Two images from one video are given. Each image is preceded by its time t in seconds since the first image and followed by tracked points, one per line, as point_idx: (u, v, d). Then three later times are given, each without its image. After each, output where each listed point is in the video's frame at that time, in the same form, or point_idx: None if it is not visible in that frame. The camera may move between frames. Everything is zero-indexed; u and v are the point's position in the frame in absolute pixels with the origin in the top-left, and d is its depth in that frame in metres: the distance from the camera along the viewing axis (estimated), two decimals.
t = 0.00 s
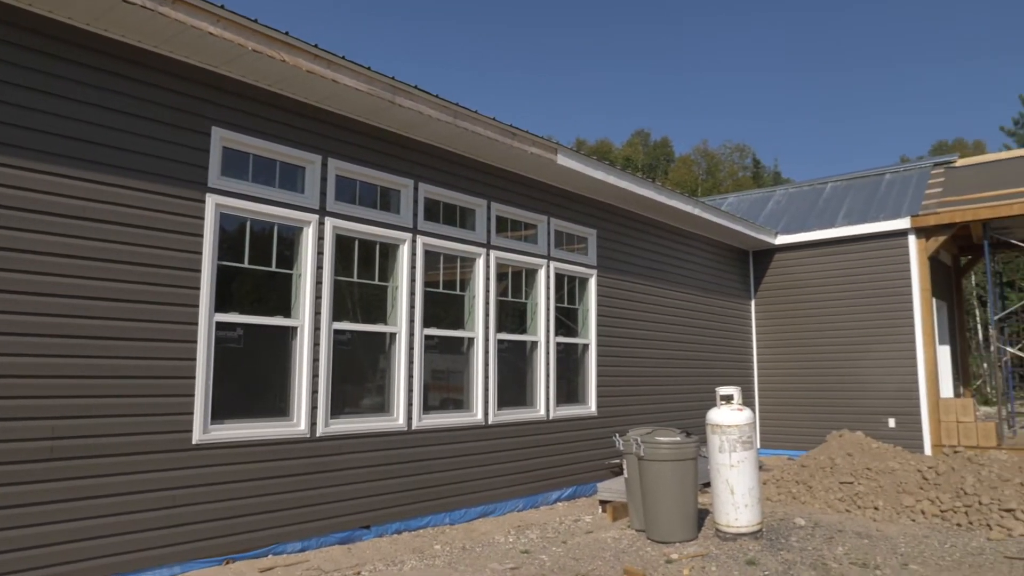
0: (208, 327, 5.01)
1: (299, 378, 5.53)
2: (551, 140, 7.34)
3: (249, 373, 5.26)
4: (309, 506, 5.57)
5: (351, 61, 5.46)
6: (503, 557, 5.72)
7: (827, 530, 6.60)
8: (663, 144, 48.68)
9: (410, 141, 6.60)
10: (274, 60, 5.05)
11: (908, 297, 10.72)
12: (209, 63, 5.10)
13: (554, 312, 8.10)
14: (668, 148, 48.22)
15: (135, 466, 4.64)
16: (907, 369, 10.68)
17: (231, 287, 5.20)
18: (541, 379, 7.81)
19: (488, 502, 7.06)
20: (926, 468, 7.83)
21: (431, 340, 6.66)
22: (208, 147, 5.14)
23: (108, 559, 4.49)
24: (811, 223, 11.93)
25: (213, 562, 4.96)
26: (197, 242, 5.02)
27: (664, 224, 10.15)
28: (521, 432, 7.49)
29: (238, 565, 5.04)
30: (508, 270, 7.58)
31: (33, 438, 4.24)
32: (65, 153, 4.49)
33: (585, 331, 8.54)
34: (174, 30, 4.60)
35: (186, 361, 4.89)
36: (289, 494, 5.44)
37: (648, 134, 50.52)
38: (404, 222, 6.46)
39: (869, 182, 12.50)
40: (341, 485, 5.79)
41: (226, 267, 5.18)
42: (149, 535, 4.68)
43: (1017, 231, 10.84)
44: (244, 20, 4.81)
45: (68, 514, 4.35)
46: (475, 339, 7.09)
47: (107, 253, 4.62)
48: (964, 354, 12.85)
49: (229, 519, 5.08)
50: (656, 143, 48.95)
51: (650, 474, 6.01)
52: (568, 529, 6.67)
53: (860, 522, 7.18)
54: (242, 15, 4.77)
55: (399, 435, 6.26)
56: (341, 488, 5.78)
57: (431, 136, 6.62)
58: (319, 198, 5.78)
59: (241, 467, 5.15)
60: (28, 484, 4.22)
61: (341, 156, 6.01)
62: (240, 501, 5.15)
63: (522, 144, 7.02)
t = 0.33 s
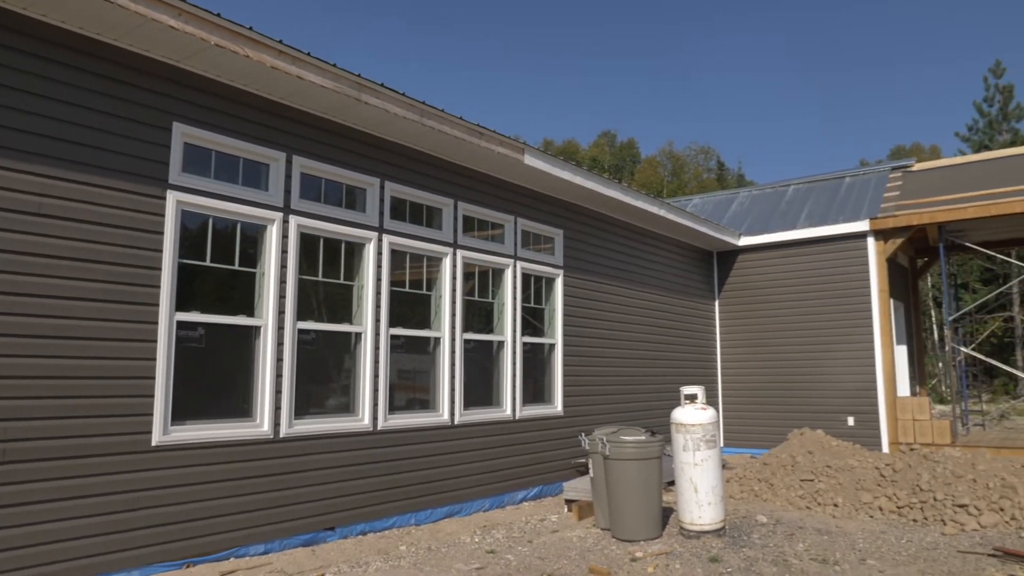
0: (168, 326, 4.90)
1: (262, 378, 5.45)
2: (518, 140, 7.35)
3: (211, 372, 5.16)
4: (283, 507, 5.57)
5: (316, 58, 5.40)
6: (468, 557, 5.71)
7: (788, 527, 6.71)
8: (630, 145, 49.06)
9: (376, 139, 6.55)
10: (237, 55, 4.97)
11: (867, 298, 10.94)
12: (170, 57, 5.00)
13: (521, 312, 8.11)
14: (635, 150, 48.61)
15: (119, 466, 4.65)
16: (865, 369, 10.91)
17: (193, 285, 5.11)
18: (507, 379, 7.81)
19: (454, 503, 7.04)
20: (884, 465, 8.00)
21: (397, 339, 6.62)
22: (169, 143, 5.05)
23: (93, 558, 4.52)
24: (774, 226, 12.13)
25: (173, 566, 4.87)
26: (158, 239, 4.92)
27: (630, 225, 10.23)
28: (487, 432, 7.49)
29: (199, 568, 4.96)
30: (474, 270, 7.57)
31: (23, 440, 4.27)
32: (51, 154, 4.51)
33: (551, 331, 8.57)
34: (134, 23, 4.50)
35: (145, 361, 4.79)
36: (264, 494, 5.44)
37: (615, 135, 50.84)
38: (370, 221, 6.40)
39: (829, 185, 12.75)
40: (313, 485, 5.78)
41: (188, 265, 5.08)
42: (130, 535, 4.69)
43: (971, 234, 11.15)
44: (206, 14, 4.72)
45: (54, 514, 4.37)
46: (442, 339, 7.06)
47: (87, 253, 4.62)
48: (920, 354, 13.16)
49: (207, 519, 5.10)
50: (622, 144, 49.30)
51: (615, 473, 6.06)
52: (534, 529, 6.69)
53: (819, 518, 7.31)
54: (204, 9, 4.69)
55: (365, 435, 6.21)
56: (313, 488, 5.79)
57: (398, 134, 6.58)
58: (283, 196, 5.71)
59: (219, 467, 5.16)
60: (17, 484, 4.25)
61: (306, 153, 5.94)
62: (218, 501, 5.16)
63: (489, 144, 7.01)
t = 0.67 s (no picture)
0: (128, 325, 4.81)
1: (226, 378, 5.37)
2: (486, 140, 7.35)
3: (174, 372, 5.07)
4: (252, 507, 5.52)
5: (282, 54, 5.33)
6: (436, 557, 5.69)
7: (751, 524, 6.80)
8: (598, 146, 49.34)
9: (343, 137, 6.50)
10: (202, 51, 4.89)
11: (829, 298, 11.15)
12: (133, 51, 4.91)
13: (488, 312, 8.10)
14: (603, 151, 48.90)
15: (100, 466, 4.64)
16: (827, 368, 11.11)
17: (155, 283, 5.01)
18: (475, 379, 7.80)
19: (421, 503, 7.01)
20: (844, 463, 8.16)
21: (363, 339, 6.57)
22: (131, 139, 4.95)
23: (69, 560, 4.49)
24: (739, 227, 12.30)
25: (134, 570, 4.78)
26: (120, 237, 4.82)
27: (598, 225, 10.29)
28: (455, 432, 7.47)
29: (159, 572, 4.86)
30: (442, 270, 7.55)
31: None
32: (39, 155, 4.53)
33: (519, 330, 8.58)
34: (96, 16, 4.41)
35: (105, 361, 4.69)
36: (241, 494, 5.45)
37: (583, 136, 51.09)
38: (336, 220, 6.35)
39: (793, 188, 12.96)
40: (287, 485, 5.78)
41: (150, 263, 4.99)
42: (112, 534, 4.70)
43: (929, 237, 11.41)
44: (169, 8, 4.64)
45: (37, 515, 4.36)
46: (409, 339, 7.03)
47: (64, 253, 4.58)
48: (880, 354, 13.45)
49: (186, 519, 5.10)
50: (591, 145, 49.56)
51: (582, 472, 6.09)
52: (501, 528, 6.69)
53: (782, 515, 7.43)
54: (167, 2, 4.61)
55: (331, 436, 6.15)
56: (287, 487, 5.78)
57: (365, 132, 6.53)
58: (248, 194, 5.63)
59: (199, 467, 5.18)
60: (1, 485, 4.24)
61: (271, 151, 5.87)
62: (196, 500, 5.16)
63: (457, 143, 7.00)
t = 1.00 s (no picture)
0: (91, 324, 4.71)
1: (193, 379, 5.29)
2: (457, 139, 7.33)
3: (138, 373, 4.98)
4: (220, 509, 5.45)
5: (250, 50, 5.26)
6: (405, 558, 5.67)
7: (719, 522, 6.87)
8: (570, 147, 49.51)
9: (312, 134, 6.43)
10: (168, 45, 4.81)
11: (795, 299, 11.32)
12: (96, 45, 4.80)
13: (459, 311, 8.08)
14: (574, 151, 49.09)
15: (84, 466, 4.64)
16: (794, 368, 11.27)
17: (119, 282, 4.91)
18: (445, 379, 7.78)
19: (392, 503, 6.98)
20: (810, 461, 8.29)
21: (333, 339, 6.52)
22: (95, 134, 4.85)
23: (32, 565, 4.39)
24: (708, 228, 12.44)
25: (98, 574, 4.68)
26: (83, 235, 4.73)
27: (569, 225, 10.33)
28: (425, 432, 7.45)
29: None
30: (413, 269, 7.51)
31: None
32: (6, 152, 4.46)
33: (490, 330, 8.58)
34: (58, 8, 4.31)
35: (67, 361, 4.59)
36: (220, 493, 5.46)
37: (555, 136, 51.26)
38: (305, 218, 6.28)
39: (761, 189, 13.14)
40: (265, 485, 5.79)
41: (115, 262, 4.89)
42: (94, 533, 4.70)
43: (892, 239, 11.63)
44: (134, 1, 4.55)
45: (22, 514, 4.36)
46: (379, 338, 6.98)
47: (26, 250, 4.49)
48: (845, 354, 13.68)
49: (159, 520, 5.07)
50: (562, 145, 49.72)
51: (553, 472, 6.10)
52: (471, 529, 6.68)
53: (750, 513, 7.53)
54: None
55: (300, 436, 6.09)
56: (256, 489, 5.72)
57: (335, 130, 6.47)
58: (215, 191, 5.55)
59: (181, 466, 5.19)
60: None
61: (239, 148, 5.79)
62: (176, 499, 5.17)
63: (428, 142, 6.97)
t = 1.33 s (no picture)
0: (49, 323, 4.60)
1: (155, 379, 5.19)
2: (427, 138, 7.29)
3: (99, 374, 4.87)
4: (183, 511, 5.36)
5: (215, 45, 5.18)
6: (372, 559, 5.63)
7: (685, 519, 6.94)
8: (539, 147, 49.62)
9: (279, 131, 6.36)
10: (130, 39, 4.71)
11: (760, 299, 11.47)
12: (56, 37, 4.69)
13: (428, 311, 8.05)
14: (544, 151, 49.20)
15: (72, 465, 4.69)
16: (759, 367, 11.42)
17: (79, 281, 4.81)
18: (413, 379, 7.75)
19: (358, 504, 6.93)
20: (774, 458, 8.42)
21: (299, 338, 6.45)
22: (55, 129, 4.74)
23: None
24: (676, 228, 12.56)
25: None
26: (41, 232, 4.61)
27: (538, 225, 10.35)
28: (393, 431, 7.41)
29: None
30: (381, 268, 7.47)
31: None
32: None
33: (458, 330, 8.56)
34: None
35: (24, 361, 4.47)
36: (202, 493, 5.50)
37: (525, 137, 51.34)
38: (272, 216, 6.21)
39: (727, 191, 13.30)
40: (243, 485, 5.82)
41: (75, 259, 4.78)
42: (79, 534, 4.73)
43: (855, 240, 11.85)
44: None
45: None
46: (346, 338, 6.92)
47: None
48: (808, 353, 13.90)
49: (122, 522, 4.97)
50: (532, 145, 49.80)
51: (521, 471, 6.11)
52: (439, 529, 6.66)
53: (715, 510, 7.62)
54: None
55: (265, 437, 6.02)
56: (221, 490, 5.64)
57: (302, 127, 6.40)
58: (179, 188, 5.46)
59: (167, 466, 5.26)
60: None
61: (204, 144, 5.70)
62: (148, 501, 5.14)
63: (397, 141, 6.93)
